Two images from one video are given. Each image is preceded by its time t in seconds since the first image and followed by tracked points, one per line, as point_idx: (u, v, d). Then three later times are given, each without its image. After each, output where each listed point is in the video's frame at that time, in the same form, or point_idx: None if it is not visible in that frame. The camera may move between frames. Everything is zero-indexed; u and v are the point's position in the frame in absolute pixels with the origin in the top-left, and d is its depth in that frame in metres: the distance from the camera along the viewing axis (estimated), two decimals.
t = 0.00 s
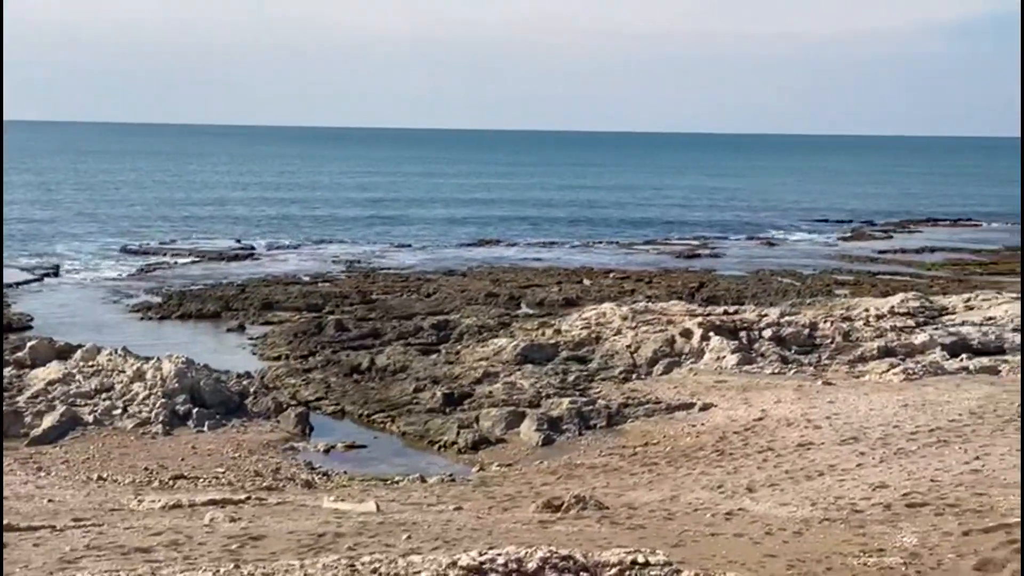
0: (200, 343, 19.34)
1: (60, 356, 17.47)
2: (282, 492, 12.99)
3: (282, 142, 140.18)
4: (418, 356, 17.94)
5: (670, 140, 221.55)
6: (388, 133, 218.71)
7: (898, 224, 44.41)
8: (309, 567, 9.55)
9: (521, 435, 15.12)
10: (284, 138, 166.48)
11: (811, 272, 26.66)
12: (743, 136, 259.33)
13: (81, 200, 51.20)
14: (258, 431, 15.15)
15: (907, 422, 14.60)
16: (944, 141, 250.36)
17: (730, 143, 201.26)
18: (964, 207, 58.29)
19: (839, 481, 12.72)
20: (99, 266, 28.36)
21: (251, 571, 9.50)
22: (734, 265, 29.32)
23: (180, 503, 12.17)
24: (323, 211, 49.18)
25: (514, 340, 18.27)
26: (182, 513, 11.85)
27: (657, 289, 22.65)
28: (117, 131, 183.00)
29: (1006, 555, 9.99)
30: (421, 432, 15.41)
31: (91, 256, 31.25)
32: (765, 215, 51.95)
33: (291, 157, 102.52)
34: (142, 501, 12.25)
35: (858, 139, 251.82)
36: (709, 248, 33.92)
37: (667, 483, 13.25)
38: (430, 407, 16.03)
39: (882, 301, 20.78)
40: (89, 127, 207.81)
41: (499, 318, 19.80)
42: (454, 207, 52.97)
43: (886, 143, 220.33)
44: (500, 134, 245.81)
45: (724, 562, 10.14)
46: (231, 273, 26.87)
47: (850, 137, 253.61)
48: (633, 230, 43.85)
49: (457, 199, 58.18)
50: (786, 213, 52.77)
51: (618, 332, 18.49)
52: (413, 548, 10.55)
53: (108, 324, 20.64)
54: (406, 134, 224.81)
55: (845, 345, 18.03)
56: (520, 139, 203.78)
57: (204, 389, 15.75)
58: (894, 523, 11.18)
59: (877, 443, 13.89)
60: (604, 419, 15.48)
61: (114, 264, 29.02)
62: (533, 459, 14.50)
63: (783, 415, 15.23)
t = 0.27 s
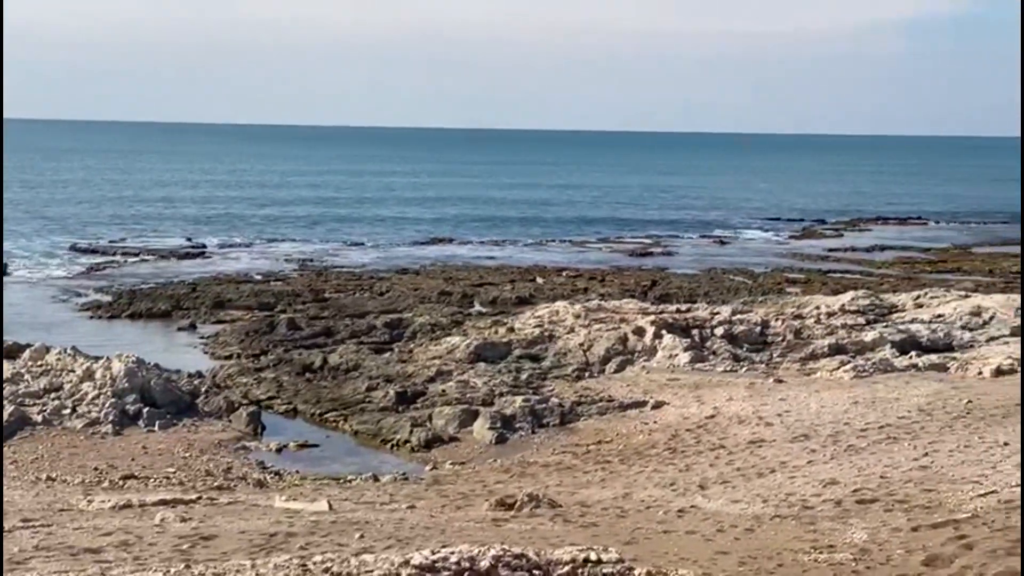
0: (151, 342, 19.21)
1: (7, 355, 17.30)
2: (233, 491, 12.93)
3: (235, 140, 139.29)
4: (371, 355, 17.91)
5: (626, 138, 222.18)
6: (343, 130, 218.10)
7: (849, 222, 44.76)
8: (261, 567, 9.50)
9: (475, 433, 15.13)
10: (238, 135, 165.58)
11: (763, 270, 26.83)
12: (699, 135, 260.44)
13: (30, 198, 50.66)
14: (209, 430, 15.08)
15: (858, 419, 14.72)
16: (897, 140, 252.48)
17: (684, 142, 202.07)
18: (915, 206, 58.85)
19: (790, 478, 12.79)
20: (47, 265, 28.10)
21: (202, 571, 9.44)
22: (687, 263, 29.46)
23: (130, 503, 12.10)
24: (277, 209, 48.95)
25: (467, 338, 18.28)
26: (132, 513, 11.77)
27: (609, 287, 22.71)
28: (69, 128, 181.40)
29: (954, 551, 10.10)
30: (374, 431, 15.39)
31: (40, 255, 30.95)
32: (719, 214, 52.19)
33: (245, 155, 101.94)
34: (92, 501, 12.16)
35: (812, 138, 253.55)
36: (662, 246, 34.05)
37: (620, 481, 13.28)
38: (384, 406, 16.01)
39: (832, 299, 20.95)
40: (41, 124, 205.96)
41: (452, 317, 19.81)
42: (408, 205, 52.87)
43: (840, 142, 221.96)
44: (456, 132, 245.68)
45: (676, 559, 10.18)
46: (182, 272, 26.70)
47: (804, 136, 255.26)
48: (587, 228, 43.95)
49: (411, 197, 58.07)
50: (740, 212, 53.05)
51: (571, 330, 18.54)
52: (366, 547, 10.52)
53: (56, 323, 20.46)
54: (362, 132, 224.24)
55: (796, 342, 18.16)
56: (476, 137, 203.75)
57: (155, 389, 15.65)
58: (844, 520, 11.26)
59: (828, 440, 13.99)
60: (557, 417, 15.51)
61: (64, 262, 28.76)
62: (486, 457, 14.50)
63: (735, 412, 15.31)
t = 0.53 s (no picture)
0: (103, 343, 19.07)
1: None
2: (187, 492, 12.86)
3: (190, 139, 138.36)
4: (325, 354, 17.86)
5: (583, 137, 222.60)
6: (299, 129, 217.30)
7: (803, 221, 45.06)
8: (214, 568, 9.43)
9: (430, 433, 15.11)
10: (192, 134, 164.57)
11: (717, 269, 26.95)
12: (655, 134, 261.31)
13: None
14: (162, 431, 15.00)
15: (811, 417, 14.80)
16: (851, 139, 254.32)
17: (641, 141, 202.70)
18: (868, 205, 59.28)
19: (744, 476, 12.83)
20: None
21: (154, 573, 9.36)
22: (642, 262, 29.55)
23: (82, 505, 12.01)
24: (231, 208, 48.67)
25: (422, 338, 18.26)
26: (83, 515, 11.69)
27: (564, 286, 22.74)
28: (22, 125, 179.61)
29: (906, 548, 10.17)
30: (329, 431, 15.34)
31: None
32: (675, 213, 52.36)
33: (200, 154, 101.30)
34: (43, 503, 12.06)
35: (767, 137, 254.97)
36: (617, 245, 34.13)
37: (575, 480, 13.30)
38: (338, 406, 15.96)
39: (786, 298, 21.08)
40: None
41: (406, 316, 19.78)
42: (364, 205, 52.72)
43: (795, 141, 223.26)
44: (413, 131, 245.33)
45: (631, 558, 10.21)
46: (134, 272, 26.50)
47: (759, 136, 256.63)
48: (543, 227, 43.99)
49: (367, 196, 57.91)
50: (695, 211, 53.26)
51: (526, 330, 18.55)
52: (321, 547, 10.49)
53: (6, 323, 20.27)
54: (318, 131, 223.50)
55: (750, 341, 18.25)
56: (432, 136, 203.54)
57: (107, 389, 15.55)
58: (798, 517, 11.32)
59: (782, 438, 14.06)
60: (512, 417, 15.51)
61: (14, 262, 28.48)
62: (441, 456, 14.49)
63: (690, 411, 15.37)
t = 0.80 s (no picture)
0: (56, 343, 18.94)
1: None
2: (141, 494, 12.78)
3: (147, 139, 137.26)
4: (281, 354, 17.80)
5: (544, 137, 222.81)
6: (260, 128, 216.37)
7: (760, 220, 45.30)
8: (168, 570, 9.37)
9: (387, 433, 15.07)
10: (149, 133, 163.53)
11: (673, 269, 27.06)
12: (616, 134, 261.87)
13: None
14: (117, 432, 14.91)
15: (766, 415, 14.86)
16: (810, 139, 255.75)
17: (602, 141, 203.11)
18: (825, 204, 59.68)
19: (700, 475, 12.86)
20: None
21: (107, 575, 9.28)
22: (599, 262, 29.63)
23: (35, 507, 11.91)
24: (189, 208, 48.38)
25: (379, 338, 18.22)
26: (37, 517, 11.60)
27: (521, 286, 22.76)
28: None
29: (861, 545, 10.24)
30: (285, 431, 15.28)
31: None
32: (634, 212, 52.50)
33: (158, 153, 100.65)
34: None
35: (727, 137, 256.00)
36: (574, 245, 34.18)
37: (532, 479, 13.30)
38: (295, 406, 15.91)
39: (742, 297, 21.20)
40: None
41: (363, 316, 19.73)
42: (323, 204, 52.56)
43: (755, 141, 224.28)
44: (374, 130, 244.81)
45: (588, 557, 10.22)
46: (88, 272, 26.29)
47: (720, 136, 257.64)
48: (503, 227, 44.01)
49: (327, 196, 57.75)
50: (654, 211, 53.43)
51: (483, 329, 18.55)
52: (276, 548, 10.45)
53: None
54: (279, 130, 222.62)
55: (707, 340, 18.32)
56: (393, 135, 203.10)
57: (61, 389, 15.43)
58: (753, 515, 11.35)
59: (737, 437, 14.11)
60: (470, 416, 15.50)
61: None
62: (399, 456, 14.46)
63: (647, 410, 15.41)
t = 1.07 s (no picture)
0: (9, 344, 18.79)
1: None
2: (96, 496, 12.69)
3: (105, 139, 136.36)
4: (238, 354, 17.73)
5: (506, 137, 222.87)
6: (221, 128, 215.20)
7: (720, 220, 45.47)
8: (124, 572, 9.30)
9: (344, 433, 15.04)
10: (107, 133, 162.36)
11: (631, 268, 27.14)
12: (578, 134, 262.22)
13: None
14: (72, 433, 14.81)
15: (724, 414, 14.91)
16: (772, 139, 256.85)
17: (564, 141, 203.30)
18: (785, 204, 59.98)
19: (659, 473, 12.86)
20: None
21: None
22: (558, 261, 29.67)
23: None
24: (147, 208, 48.06)
25: (336, 338, 18.18)
26: None
27: (479, 285, 22.75)
28: None
29: (817, 542, 10.26)
30: (242, 431, 15.22)
31: None
32: (595, 212, 52.56)
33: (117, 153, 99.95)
34: None
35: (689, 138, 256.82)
36: (533, 244, 34.20)
37: (491, 478, 13.28)
38: (252, 406, 15.86)
39: (700, 296, 21.30)
40: None
41: (321, 316, 19.68)
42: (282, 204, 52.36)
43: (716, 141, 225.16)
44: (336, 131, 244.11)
45: (546, 556, 10.23)
46: (42, 272, 26.07)
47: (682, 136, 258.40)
48: (463, 226, 43.98)
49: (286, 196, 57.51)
50: (614, 211, 53.54)
51: (442, 329, 18.54)
52: (233, 549, 10.40)
53: None
54: (240, 129, 221.60)
55: (665, 339, 18.38)
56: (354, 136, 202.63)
57: (15, 391, 15.32)
58: (711, 513, 11.38)
59: (695, 436, 14.14)
60: (428, 416, 15.47)
61: None
62: (356, 456, 14.42)
63: (605, 409, 15.44)
